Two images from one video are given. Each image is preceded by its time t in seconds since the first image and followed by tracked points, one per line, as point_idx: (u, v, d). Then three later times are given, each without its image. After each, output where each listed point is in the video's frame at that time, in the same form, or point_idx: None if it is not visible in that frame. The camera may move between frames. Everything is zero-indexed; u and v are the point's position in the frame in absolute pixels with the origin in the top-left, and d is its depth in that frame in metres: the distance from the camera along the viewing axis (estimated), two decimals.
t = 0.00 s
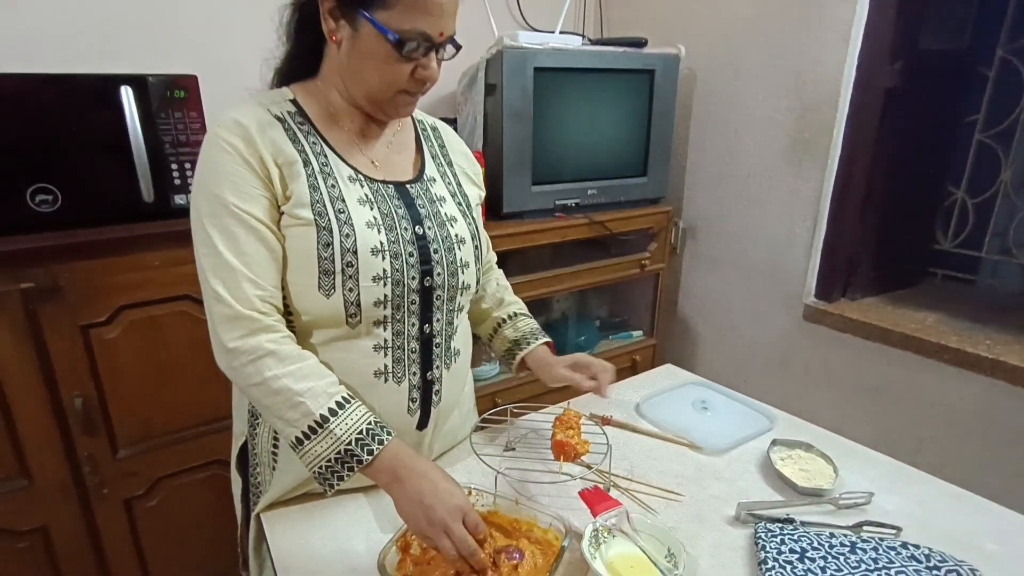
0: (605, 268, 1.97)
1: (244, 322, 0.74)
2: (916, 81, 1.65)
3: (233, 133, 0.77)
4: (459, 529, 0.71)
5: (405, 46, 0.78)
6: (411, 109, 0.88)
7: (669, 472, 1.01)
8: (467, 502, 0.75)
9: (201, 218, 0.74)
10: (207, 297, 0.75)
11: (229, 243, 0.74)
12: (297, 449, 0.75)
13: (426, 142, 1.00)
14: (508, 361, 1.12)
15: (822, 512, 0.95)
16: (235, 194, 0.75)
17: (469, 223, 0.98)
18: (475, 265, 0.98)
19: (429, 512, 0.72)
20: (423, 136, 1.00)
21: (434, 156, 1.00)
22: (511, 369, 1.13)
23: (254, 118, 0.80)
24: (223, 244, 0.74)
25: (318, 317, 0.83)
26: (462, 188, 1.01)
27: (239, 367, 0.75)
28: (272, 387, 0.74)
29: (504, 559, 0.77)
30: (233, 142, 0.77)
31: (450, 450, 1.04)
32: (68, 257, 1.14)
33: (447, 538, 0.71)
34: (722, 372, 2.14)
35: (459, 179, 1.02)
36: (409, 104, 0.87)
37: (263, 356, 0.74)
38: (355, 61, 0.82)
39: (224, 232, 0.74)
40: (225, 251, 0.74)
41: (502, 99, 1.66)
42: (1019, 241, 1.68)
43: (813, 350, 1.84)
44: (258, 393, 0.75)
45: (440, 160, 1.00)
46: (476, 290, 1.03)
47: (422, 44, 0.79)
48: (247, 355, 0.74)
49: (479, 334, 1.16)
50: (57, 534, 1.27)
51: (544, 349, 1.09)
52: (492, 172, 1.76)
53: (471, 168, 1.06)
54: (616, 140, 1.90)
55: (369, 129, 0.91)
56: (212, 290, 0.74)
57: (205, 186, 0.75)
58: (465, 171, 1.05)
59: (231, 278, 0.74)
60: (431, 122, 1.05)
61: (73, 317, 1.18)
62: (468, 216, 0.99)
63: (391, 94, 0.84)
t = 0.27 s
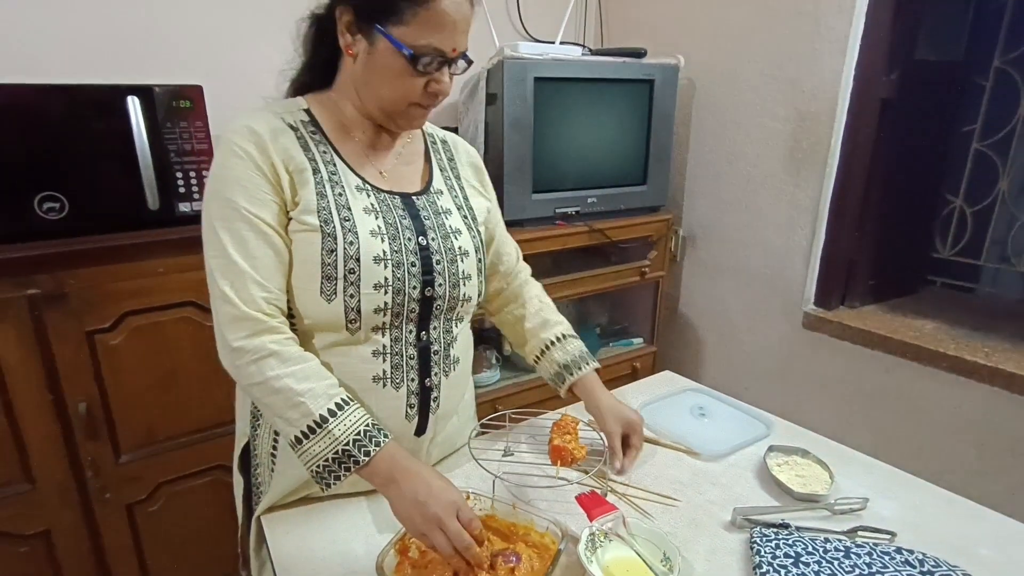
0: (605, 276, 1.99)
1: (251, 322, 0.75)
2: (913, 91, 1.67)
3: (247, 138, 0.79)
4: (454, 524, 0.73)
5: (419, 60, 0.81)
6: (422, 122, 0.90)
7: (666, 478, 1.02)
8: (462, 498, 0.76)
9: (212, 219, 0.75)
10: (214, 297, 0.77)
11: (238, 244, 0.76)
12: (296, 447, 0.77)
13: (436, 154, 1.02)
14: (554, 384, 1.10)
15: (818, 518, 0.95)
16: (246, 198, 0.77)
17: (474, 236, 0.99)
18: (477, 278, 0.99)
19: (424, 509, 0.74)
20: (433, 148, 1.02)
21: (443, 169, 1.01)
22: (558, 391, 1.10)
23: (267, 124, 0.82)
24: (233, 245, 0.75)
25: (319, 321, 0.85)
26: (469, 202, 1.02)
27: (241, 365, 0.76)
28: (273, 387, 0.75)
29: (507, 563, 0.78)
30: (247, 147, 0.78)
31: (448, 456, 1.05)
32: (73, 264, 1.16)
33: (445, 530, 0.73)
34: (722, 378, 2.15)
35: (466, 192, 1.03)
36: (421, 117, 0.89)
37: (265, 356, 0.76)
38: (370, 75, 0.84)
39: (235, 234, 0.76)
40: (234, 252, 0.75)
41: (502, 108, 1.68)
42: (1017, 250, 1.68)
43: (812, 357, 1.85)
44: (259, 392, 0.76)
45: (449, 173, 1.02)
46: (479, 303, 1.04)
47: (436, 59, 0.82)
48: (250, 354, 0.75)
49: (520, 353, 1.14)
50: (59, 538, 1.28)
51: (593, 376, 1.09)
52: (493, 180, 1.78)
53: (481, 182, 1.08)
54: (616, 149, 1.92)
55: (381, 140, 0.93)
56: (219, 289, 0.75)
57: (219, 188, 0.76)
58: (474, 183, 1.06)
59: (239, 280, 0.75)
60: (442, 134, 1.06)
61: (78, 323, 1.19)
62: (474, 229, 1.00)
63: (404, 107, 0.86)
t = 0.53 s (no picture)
0: (606, 281, 2.00)
1: (257, 323, 0.77)
2: (913, 99, 1.68)
3: (260, 144, 0.82)
4: (449, 525, 0.74)
5: (429, 74, 0.83)
6: (431, 132, 0.92)
7: (665, 482, 1.03)
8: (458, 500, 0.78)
9: (225, 223, 0.78)
10: (223, 298, 0.79)
11: (248, 247, 0.78)
12: (296, 447, 0.78)
13: (445, 164, 1.03)
14: (563, 397, 1.10)
15: (815, 521, 0.96)
16: (257, 202, 0.79)
17: (480, 245, 1.00)
18: (482, 286, 1.00)
19: (423, 509, 0.75)
20: (443, 158, 1.03)
21: (452, 179, 1.02)
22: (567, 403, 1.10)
23: (279, 131, 0.84)
24: (242, 248, 0.77)
25: (324, 325, 0.87)
26: (477, 211, 1.03)
27: (247, 365, 0.78)
28: (276, 386, 0.77)
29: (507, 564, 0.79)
30: (260, 153, 0.81)
31: (449, 460, 1.06)
32: (81, 269, 1.17)
33: (445, 527, 0.75)
34: (722, 383, 2.16)
35: (475, 201, 1.04)
36: (430, 128, 0.90)
37: (270, 356, 0.77)
38: (382, 86, 0.85)
39: (246, 238, 0.78)
40: (244, 254, 0.77)
41: (504, 116, 1.70)
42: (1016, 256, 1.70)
43: (812, 362, 1.86)
44: (263, 391, 0.78)
45: (457, 182, 1.03)
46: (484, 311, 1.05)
47: (446, 73, 0.83)
48: (256, 354, 0.77)
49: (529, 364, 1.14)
50: (65, 541, 1.29)
51: (604, 388, 1.08)
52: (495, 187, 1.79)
53: (490, 190, 1.09)
54: (616, 156, 1.94)
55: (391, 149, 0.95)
56: (227, 289, 0.77)
57: (233, 192, 0.79)
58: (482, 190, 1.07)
59: (247, 282, 0.77)
60: (454, 144, 1.07)
61: (85, 328, 1.21)
62: (481, 238, 1.01)
63: (414, 118, 0.87)
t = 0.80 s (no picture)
0: (607, 290, 2.02)
1: (262, 332, 0.80)
2: (911, 111, 1.70)
3: (266, 159, 0.84)
4: (450, 533, 0.75)
5: (426, 89, 0.84)
6: (431, 145, 0.94)
7: (664, 488, 1.04)
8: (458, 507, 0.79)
9: (232, 235, 0.80)
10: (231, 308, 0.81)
11: (254, 258, 0.80)
12: (302, 454, 0.80)
13: (447, 175, 1.05)
14: (569, 402, 1.11)
15: (811, 528, 0.98)
16: (262, 214, 0.81)
17: (481, 255, 1.01)
18: (483, 294, 1.01)
19: (423, 516, 0.76)
20: (444, 169, 1.05)
21: (454, 190, 1.04)
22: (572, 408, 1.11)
23: (285, 145, 0.87)
24: (249, 259, 0.80)
25: (327, 334, 0.89)
26: (478, 221, 1.04)
27: (254, 373, 0.80)
28: (281, 394, 0.79)
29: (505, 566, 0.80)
30: (265, 167, 0.83)
31: (451, 467, 1.08)
32: (90, 277, 1.19)
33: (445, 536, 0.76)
34: (722, 392, 2.17)
35: (476, 212, 1.05)
36: (429, 141, 0.92)
37: (275, 364, 0.80)
38: (382, 101, 0.87)
39: (252, 249, 0.80)
40: (250, 265, 0.80)
41: (505, 127, 1.72)
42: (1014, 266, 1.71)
43: (811, 371, 1.87)
44: (269, 399, 0.80)
45: (458, 193, 1.05)
46: (485, 319, 1.06)
47: (443, 88, 0.85)
48: (262, 363, 0.80)
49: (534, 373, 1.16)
50: (70, 546, 1.30)
51: (609, 391, 1.10)
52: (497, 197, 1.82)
53: (491, 200, 1.10)
54: (617, 167, 1.96)
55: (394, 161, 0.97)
56: (234, 300, 0.80)
57: (241, 205, 0.81)
58: (483, 200, 1.08)
59: (254, 292, 0.80)
60: (454, 155, 1.09)
61: (93, 335, 1.23)
62: (481, 248, 1.02)
63: (413, 132, 0.89)
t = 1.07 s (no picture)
0: (610, 299, 2.03)
1: (264, 345, 0.81)
2: (911, 122, 1.71)
3: (268, 173, 0.85)
4: (449, 550, 0.75)
5: (420, 98, 0.86)
6: (428, 154, 0.96)
7: (666, 496, 1.05)
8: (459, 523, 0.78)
9: (234, 249, 0.81)
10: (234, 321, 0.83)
11: (257, 272, 0.81)
12: (303, 466, 0.81)
13: (444, 182, 1.06)
14: (578, 380, 1.11)
15: (813, 537, 0.98)
16: (263, 228, 0.83)
17: (481, 261, 1.03)
18: (484, 300, 1.02)
19: (424, 532, 0.76)
20: (442, 177, 1.06)
21: (452, 198, 1.05)
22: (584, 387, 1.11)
23: (287, 159, 0.88)
24: (252, 273, 0.81)
25: (332, 344, 0.90)
26: (477, 227, 1.06)
27: (257, 386, 0.82)
28: (283, 407, 0.80)
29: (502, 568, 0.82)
30: (266, 181, 0.84)
31: (455, 474, 1.09)
32: (100, 285, 1.21)
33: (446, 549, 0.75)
34: (726, 401, 2.17)
35: (474, 218, 1.07)
36: (426, 150, 0.94)
37: (276, 377, 0.81)
38: (378, 113, 0.89)
39: (255, 264, 0.81)
40: (253, 278, 0.81)
41: (509, 137, 1.74)
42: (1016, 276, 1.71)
43: (814, 380, 1.87)
44: (271, 411, 0.81)
45: (457, 201, 1.06)
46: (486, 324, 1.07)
47: (437, 97, 0.87)
48: (264, 375, 0.81)
49: (540, 361, 1.16)
50: (76, 551, 1.31)
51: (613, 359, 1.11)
52: (501, 206, 1.83)
53: (489, 207, 1.12)
54: (620, 176, 1.98)
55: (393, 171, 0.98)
56: (237, 313, 0.81)
57: (241, 220, 0.82)
58: (482, 208, 1.10)
59: (256, 304, 0.81)
60: (452, 162, 1.10)
61: (102, 342, 1.25)
62: (481, 254, 1.04)
63: (410, 141, 0.91)
